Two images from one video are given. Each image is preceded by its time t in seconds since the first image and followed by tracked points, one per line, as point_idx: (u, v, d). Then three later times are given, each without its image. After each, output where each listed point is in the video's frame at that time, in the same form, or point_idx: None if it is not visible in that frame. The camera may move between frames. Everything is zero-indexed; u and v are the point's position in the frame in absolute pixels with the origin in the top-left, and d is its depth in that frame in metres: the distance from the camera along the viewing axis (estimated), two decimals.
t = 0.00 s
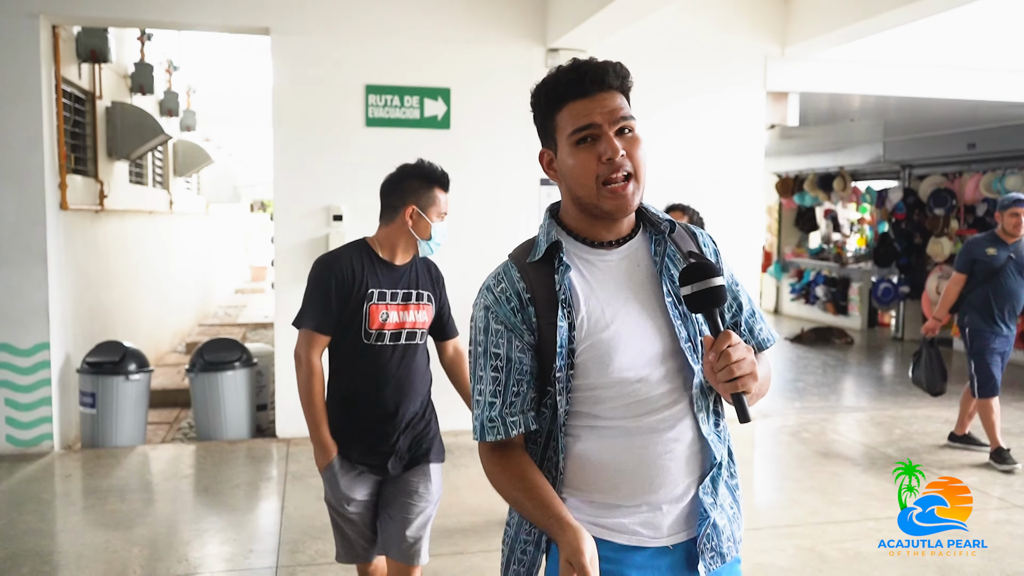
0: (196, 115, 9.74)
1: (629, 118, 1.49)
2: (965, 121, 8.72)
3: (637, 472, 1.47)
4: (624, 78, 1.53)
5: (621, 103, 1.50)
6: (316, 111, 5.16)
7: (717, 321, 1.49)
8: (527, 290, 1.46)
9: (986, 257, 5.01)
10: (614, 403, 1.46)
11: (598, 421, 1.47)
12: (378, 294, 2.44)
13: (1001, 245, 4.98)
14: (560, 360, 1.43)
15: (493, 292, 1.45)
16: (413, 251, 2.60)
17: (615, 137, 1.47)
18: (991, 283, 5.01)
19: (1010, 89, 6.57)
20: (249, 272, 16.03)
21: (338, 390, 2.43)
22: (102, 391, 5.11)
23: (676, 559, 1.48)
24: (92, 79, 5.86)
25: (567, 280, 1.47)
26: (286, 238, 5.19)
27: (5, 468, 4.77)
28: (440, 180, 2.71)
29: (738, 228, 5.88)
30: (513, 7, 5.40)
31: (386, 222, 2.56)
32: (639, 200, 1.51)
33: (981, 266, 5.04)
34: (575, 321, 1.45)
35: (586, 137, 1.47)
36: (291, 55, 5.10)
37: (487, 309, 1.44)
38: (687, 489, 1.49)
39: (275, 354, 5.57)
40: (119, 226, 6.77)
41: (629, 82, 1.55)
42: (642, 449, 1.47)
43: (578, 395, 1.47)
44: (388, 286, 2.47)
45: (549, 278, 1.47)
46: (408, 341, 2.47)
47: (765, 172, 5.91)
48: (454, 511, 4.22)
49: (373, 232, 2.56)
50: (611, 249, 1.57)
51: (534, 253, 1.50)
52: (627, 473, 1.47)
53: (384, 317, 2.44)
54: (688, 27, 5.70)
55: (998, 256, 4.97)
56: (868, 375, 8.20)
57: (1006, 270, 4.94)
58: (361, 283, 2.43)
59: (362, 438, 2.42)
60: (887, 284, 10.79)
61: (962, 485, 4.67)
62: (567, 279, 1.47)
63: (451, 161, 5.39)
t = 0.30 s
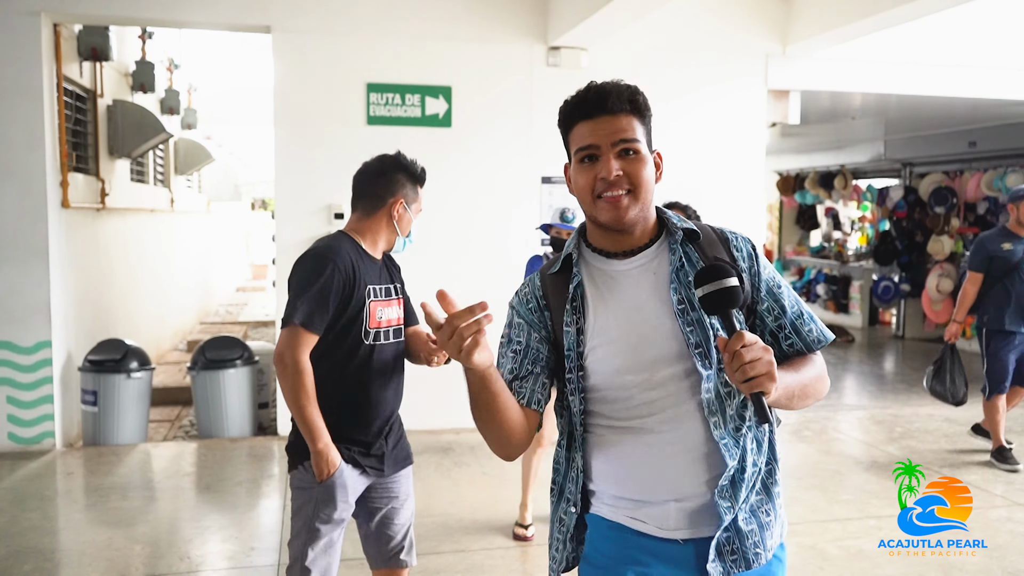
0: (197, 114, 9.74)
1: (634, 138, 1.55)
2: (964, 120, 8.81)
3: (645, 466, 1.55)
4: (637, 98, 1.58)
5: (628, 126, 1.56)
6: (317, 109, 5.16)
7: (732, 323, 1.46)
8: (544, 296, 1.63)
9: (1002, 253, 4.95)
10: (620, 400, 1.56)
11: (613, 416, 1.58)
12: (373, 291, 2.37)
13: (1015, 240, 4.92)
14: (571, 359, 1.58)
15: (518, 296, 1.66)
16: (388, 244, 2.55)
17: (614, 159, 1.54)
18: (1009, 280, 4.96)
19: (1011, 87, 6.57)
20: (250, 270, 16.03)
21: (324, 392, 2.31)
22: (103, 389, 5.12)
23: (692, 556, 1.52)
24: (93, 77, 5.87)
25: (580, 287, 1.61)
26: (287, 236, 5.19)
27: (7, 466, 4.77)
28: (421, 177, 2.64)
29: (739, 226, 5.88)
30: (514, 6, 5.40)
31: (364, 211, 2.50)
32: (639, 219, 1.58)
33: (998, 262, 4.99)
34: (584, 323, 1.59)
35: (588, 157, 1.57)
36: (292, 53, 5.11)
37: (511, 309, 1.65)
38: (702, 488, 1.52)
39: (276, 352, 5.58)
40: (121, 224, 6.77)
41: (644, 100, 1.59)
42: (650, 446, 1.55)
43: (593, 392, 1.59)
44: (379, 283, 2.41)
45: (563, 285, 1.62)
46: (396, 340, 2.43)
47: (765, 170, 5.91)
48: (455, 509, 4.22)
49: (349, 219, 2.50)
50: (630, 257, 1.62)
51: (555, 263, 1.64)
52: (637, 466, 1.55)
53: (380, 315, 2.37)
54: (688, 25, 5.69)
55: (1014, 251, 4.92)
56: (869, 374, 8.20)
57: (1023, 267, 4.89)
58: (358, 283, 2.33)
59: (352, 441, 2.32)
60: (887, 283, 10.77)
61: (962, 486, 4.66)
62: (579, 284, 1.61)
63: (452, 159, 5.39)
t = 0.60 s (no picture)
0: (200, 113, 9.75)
1: (661, 144, 1.51)
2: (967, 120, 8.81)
3: (638, 465, 1.56)
4: (668, 99, 1.53)
5: (655, 125, 1.52)
6: (322, 109, 5.17)
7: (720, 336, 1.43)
8: (563, 281, 1.67)
9: None
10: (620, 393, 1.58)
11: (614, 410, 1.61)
12: (320, 293, 2.20)
13: None
14: (581, 344, 1.63)
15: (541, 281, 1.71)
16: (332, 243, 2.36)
17: (637, 161, 1.52)
18: None
19: (1014, 87, 6.57)
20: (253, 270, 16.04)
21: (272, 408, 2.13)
22: (107, 389, 5.13)
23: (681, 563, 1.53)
24: (97, 77, 5.88)
25: (599, 275, 1.64)
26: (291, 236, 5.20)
27: (12, 465, 4.78)
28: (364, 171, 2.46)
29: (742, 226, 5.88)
30: (518, 6, 5.40)
31: (304, 208, 2.30)
32: (666, 220, 1.56)
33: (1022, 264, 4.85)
34: (597, 312, 1.63)
35: (615, 159, 1.55)
36: (296, 53, 5.11)
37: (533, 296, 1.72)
38: (692, 495, 1.52)
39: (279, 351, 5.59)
40: (125, 223, 6.79)
41: (679, 103, 1.55)
42: (644, 444, 1.56)
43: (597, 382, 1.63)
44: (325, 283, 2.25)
45: (582, 274, 1.65)
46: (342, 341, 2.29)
47: (769, 170, 5.91)
48: (459, 509, 4.23)
49: (287, 218, 2.30)
50: (652, 254, 1.63)
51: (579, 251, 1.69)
52: (630, 463, 1.57)
53: (328, 319, 2.22)
54: (692, 25, 5.70)
55: None
56: (872, 374, 8.19)
57: None
58: (303, 286, 2.14)
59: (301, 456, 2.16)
60: (892, 283, 10.56)
61: (963, 485, 4.67)
62: (597, 272, 1.64)
63: (455, 159, 5.39)
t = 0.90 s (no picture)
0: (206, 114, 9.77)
1: (700, 148, 1.48)
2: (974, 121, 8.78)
3: (644, 454, 1.54)
4: (713, 101, 1.50)
5: (699, 132, 1.49)
6: (328, 110, 5.17)
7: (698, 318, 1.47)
8: (596, 240, 1.65)
9: None
10: (638, 374, 1.56)
11: (624, 394, 1.58)
12: (290, 299, 2.04)
13: None
14: (605, 313, 1.58)
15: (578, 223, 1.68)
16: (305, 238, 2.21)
17: (672, 164, 1.50)
18: None
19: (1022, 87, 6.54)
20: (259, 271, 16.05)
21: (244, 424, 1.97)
22: (114, 390, 5.15)
23: (676, 565, 1.53)
24: (104, 79, 5.89)
25: (631, 251, 1.61)
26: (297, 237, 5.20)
27: (19, 467, 4.79)
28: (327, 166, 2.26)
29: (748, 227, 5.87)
30: (524, 7, 5.39)
31: (266, 208, 2.12)
32: (692, 224, 1.55)
33: None
34: (626, 282, 1.59)
35: (650, 155, 1.52)
36: (301, 54, 5.11)
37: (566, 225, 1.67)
38: (690, 495, 1.52)
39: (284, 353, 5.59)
40: (131, 225, 6.80)
41: (724, 108, 1.51)
42: (653, 432, 1.54)
43: (613, 357, 1.60)
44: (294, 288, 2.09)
45: (617, 242, 1.63)
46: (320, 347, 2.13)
47: (775, 171, 5.90)
48: (465, 510, 4.22)
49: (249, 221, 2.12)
50: (677, 245, 1.64)
51: (612, 220, 1.67)
52: (634, 452, 1.55)
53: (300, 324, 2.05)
54: (698, 26, 5.69)
55: None
56: (879, 375, 8.16)
57: None
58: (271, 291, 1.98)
59: (273, 476, 1.97)
60: (898, 284, 10.67)
61: (963, 485, 4.65)
62: (631, 245, 1.62)
63: (460, 159, 5.39)
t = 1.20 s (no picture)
0: (209, 114, 9.78)
1: (738, 154, 1.49)
2: (978, 121, 8.77)
3: (636, 455, 1.55)
4: (756, 110, 1.51)
5: (737, 137, 1.50)
6: (331, 110, 5.17)
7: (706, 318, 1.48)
8: (613, 235, 1.65)
9: None
10: (639, 376, 1.56)
11: (621, 394, 1.59)
12: (276, 313, 1.81)
13: None
14: (613, 309, 1.58)
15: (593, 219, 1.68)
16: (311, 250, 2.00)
17: (706, 167, 1.50)
18: None
19: None
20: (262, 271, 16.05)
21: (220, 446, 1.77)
22: (117, 390, 5.15)
23: (658, 569, 1.53)
24: (107, 79, 5.89)
25: (648, 248, 1.62)
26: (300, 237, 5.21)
27: (22, 466, 4.79)
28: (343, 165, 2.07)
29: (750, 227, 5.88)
30: (527, 7, 5.40)
31: (269, 214, 1.95)
32: (720, 228, 1.55)
33: None
34: (636, 281, 1.59)
35: (686, 155, 1.53)
36: (304, 54, 5.11)
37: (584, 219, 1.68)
38: (675, 501, 1.52)
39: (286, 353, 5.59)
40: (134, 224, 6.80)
41: (766, 116, 1.52)
42: (647, 433, 1.54)
43: (615, 354, 1.61)
44: (287, 301, 1.85)
45: (634, 240, 1.64)
46: (317, 370, 1.87)
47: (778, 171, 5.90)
48: (468, 510, 4.21)
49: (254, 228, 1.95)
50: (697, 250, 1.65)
51: (633, 218, 1.68)
52: (625, 453, 1.55)
53: (288, 341, 1.80)
54: (701, 26, 5.68)
55: None
56: (882, 376, 8.16)
57: None
58: (252, 301, 1.77)
59: (248, 504, 1.77)
60: (899, 284, 10.73)
61: (962, 485, 4.65)
62: (648, 244, 1.62)
63: (463, 159, 5.39)
